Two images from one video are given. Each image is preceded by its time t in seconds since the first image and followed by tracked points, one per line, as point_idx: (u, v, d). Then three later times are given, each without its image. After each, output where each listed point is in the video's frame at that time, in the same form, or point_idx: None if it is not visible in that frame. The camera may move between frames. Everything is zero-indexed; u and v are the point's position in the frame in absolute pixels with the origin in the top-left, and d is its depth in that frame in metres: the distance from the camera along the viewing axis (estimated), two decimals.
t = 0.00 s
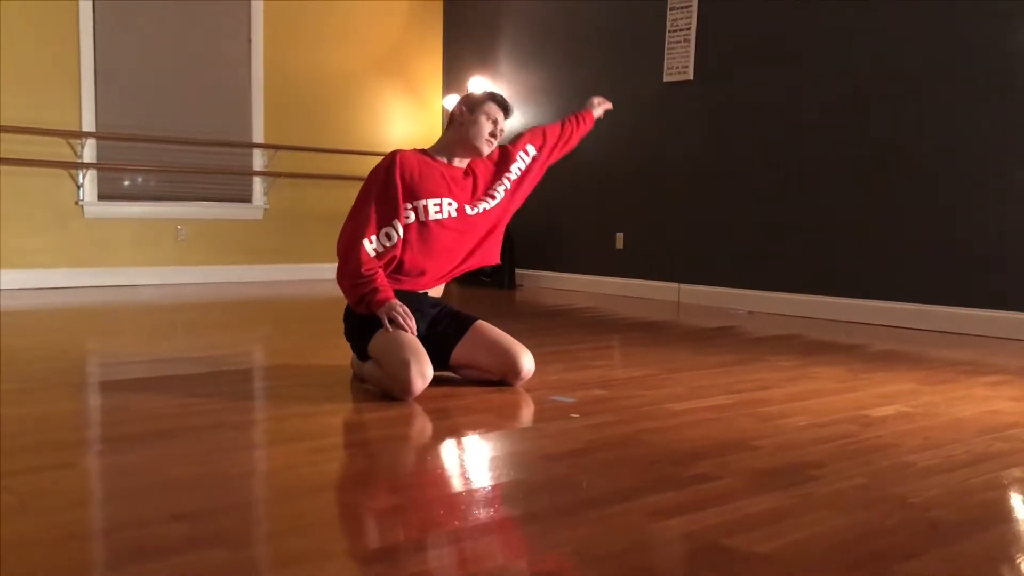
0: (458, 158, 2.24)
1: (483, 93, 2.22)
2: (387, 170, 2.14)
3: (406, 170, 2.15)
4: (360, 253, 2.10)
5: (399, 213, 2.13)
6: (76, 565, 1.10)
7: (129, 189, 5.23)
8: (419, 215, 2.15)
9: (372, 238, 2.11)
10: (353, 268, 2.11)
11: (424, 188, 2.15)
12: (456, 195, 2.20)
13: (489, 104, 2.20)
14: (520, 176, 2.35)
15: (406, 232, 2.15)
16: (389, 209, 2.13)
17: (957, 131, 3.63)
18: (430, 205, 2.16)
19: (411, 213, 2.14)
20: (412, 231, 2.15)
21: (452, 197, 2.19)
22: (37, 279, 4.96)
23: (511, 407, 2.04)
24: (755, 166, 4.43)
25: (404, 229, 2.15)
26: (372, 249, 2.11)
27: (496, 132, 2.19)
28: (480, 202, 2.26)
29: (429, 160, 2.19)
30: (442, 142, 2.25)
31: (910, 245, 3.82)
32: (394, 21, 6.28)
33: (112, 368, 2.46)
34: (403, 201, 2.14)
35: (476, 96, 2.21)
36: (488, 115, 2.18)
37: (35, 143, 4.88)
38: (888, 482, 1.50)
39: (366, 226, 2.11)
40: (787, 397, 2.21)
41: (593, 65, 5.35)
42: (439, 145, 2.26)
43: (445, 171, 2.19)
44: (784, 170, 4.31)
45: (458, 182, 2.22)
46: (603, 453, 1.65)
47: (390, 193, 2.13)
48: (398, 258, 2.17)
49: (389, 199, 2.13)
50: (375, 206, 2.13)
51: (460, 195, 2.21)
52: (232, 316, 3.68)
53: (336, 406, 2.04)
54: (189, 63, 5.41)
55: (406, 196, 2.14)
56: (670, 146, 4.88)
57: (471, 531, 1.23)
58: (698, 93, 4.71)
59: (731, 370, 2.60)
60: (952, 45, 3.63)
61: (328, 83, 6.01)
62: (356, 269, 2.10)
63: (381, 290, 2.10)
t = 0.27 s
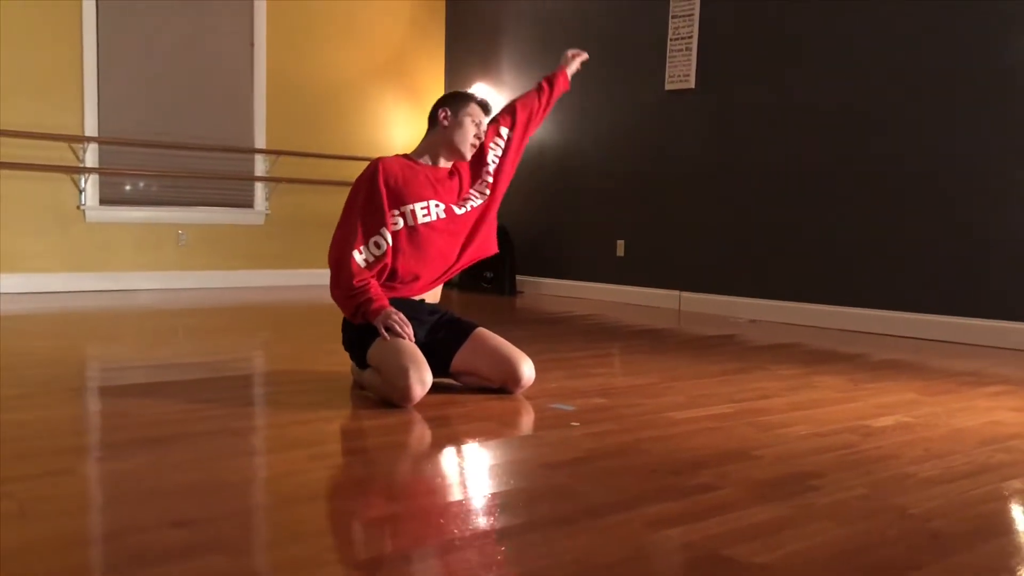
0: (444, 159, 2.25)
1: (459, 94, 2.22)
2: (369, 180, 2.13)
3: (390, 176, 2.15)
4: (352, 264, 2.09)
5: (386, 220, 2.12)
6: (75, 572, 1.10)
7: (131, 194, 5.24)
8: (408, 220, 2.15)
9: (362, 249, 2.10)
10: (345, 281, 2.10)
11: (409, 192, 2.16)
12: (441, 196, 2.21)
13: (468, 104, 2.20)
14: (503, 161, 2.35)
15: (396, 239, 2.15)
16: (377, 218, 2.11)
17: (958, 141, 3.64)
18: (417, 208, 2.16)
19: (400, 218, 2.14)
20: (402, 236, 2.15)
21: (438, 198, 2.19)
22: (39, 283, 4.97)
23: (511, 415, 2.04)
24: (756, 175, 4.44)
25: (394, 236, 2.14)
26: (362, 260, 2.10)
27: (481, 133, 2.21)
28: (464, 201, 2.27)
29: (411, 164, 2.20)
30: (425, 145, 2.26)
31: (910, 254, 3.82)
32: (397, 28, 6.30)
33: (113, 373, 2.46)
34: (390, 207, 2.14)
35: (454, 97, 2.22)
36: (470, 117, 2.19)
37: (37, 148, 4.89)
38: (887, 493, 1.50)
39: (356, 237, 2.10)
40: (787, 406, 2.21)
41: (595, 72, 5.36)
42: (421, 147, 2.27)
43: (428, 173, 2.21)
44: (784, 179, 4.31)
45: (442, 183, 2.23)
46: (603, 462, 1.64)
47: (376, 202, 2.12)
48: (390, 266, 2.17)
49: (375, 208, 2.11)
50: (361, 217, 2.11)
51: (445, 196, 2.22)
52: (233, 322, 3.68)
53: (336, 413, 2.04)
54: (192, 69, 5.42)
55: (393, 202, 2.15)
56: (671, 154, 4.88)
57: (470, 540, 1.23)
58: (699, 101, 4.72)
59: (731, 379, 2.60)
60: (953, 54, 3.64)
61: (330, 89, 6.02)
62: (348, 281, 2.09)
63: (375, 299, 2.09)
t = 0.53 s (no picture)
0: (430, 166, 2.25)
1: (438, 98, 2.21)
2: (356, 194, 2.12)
3: (378, 186, 2.15)
4: (347, 278, 2.08)
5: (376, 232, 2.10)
6: None
7: (136, 199, 5.25)
8: (399, 228, 2.13)
9: (354, 262, 2.09)
10: (341, 296, 2.10)
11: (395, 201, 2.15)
12: (429, 204, 2.19)
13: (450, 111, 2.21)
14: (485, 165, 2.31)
15: (387, 249, 2.12)
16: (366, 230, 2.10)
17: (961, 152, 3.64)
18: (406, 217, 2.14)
19: (390, 228, 2.12)
20: (394, 246, 2.13)
21: (427, 207, 2.18)
22: (43, 288, 4.98)
23: (513, 424, 2.04)
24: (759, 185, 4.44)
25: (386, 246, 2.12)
26: (356, 274, 2.10)
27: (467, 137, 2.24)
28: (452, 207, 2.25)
29: (397, 174, 2.19)
30: (409, 153, 2.25)
31: (913, 265, 3.82)
32: (402, 36, 6.31)
33: (116, 378, 2.46)
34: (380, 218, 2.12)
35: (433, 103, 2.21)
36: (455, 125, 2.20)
37: (44, 153, 4.91)
38: (891, 505, 1.49)
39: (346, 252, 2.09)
40: (791, 416, 2.20)
41: (599, 81, 5.37)
42: (405, 154, 2.26)
43: (416, 182, 2.19)
44: (787, 189, 4.31)
45: (430, 191, 2.21)
46: (606, 472, 1.64)
47: (366, 215, 2.10)
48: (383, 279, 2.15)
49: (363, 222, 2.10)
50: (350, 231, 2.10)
51: (433, 204, 2.20)
52: (236, 328, 3.68)
53: (339, 420, 2.04)
54: (198, 75, 5.44)
55: (382, 213, 2.13)
56: (674, 163, 4.89)
57: (473, 549, 1.23)
58: (703, 111, 4.72)
59: (735, 388, 2.59)
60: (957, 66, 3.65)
61: (335, 96, 6.03)
62: (345, 296, 2.10)
63: (372, 310, 2.11)
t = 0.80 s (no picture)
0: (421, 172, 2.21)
1: (421, 100, 2.10)
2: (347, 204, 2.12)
3: (372, 194, 2.14)
4: (338, 288, 2.12)
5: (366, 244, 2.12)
6: None
7: (142, 204, 5.26)
8: (391, 238, 2.14)
9: (345, 274, 2.12)
10: (336, 305, 2.13)
11: (387, 210, 2.14)
12: (424, 211, 2.19)
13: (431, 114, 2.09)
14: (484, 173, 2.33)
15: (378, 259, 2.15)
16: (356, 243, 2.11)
17: (964, 162, 3.65)
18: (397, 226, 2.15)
19: (382, 238, 2.14)
20: (384, 255, 2.15)
21: (422, 214, 2.18)
22: (48, 293, 4.99)
23: (518, 432, 2.04)
24: (763, 193, 4.45)
25: (376, 255, 2.15)
26: (347, 285, 2.12)
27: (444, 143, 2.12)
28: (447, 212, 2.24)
29: (392, 180, 2.18)
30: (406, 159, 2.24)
31: (916, 275, 3.82)
32: (409, 43, 6.33)
33: (121, 384, 2.46)
34: (371, 228, 2.13)
35: (416, 107, 2.10)
36: (437, 129, 2.09)
37: (50, 158, 4.92)
38: (896, 517, 1.48)
39: (336, 262, 2.12)
40: (795, 426, 2.20)
41: (605, 88, 5.37)
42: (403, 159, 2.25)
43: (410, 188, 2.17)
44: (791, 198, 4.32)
45: (426, 197, 2.20)
46: (610, 481, 1.64)
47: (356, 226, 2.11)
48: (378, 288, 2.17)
49: (353, 234, 2.11)
50: (340, 242, 2.12)
51: (429, 210, 2.20)
52: (241, 334, 3.68)
53: (343, 427, 2.04)
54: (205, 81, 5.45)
55: (376, 222, 2.14)
56: (679, 172, 4.89)
57: (476, 558, 1.23)
58: (708, 120, 4.73)
59: (740, 398, 2.59)
60: (961, 76, 3.66)
61: (342, 102, 6.05)
62: (340, 305, 2.12)
63: (369, 318, 2.11)
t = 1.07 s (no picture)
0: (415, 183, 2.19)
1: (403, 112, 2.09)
2: (352, 215, 2.12)
3: (376, 207, 2.13)
4: (342, 300, 2.13)
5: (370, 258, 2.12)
6: None
7: (147, 208, 5.27)
8: (395, 252, 2.14)
9: (350, 286, 2.12)
10: (341, 315, 2.14)
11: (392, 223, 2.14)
12: (429, 226, 2.17)
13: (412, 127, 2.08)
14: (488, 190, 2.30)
15: (382, 272, 2.14)
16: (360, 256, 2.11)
17: (968, 169, 3.64)
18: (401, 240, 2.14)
19: (386, 253, 2.13)
20: (388, 270, 2.14)
21: (427, 229, 2.17)
22: (54, 297, 5.00)
23: (521, 438, 2.04)
24: (766, 200, 4.45)
25: (379, 270, 2.14)
26: (351, 296, 2.12)
27: (426, 153, 2.10)
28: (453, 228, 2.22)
29: (398, 193, 2.17)
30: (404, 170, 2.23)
31: (920, 282, 3.81)
32: (413, 48, 6.34)
33: (124, 388, 2.46)
34: (375, 241, 2.13)
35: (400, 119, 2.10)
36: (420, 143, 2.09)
37: (55, 162, 4.93)
38: (899, 524, 1.48)
39: (340, 274, 2.13)
40: (798, 433, 2.19)
41: (609, 94, 5.37)
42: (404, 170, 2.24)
43: (416, 199, 2.17)
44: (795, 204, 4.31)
45: (431, 211, 2.19)
46: (613, 488, 1.64)
47: (358, 238, 2.11)
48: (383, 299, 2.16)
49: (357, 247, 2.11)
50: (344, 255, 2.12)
51: (435, 225, 2.18)
52: (245, 338, 3.69)
53: (346, 432, 2.04)
54: (210, 85, 5.46)
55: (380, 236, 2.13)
56: (683, 177, 4.89)
57: (479, 565, 1.23)
58: (711, 126, 4.72)
59: (743, 404, 2.58)
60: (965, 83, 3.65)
61: (346, 107, 6.06)
62: (345, 314, 2.13)
63: (376, 324, 2.11)
